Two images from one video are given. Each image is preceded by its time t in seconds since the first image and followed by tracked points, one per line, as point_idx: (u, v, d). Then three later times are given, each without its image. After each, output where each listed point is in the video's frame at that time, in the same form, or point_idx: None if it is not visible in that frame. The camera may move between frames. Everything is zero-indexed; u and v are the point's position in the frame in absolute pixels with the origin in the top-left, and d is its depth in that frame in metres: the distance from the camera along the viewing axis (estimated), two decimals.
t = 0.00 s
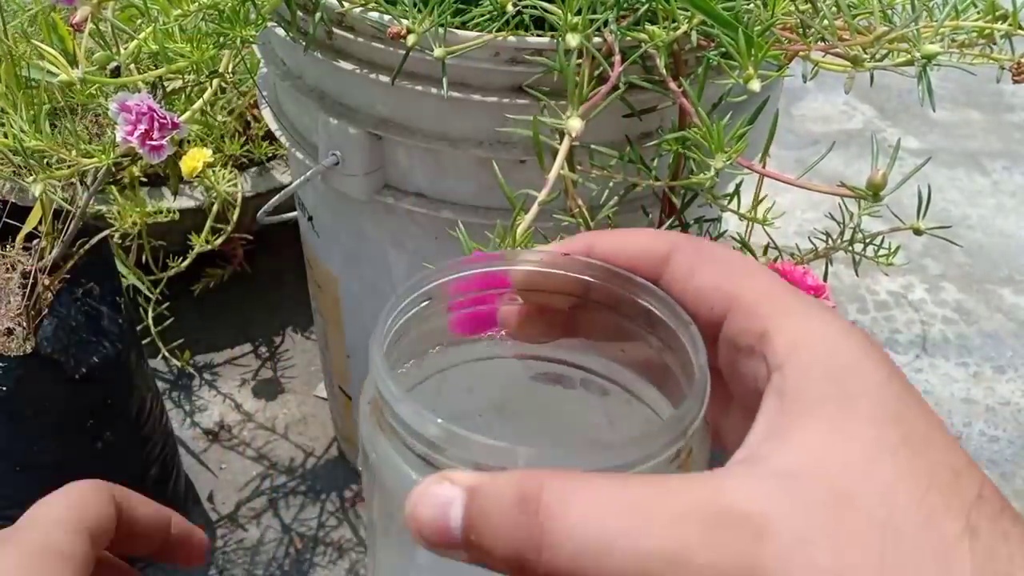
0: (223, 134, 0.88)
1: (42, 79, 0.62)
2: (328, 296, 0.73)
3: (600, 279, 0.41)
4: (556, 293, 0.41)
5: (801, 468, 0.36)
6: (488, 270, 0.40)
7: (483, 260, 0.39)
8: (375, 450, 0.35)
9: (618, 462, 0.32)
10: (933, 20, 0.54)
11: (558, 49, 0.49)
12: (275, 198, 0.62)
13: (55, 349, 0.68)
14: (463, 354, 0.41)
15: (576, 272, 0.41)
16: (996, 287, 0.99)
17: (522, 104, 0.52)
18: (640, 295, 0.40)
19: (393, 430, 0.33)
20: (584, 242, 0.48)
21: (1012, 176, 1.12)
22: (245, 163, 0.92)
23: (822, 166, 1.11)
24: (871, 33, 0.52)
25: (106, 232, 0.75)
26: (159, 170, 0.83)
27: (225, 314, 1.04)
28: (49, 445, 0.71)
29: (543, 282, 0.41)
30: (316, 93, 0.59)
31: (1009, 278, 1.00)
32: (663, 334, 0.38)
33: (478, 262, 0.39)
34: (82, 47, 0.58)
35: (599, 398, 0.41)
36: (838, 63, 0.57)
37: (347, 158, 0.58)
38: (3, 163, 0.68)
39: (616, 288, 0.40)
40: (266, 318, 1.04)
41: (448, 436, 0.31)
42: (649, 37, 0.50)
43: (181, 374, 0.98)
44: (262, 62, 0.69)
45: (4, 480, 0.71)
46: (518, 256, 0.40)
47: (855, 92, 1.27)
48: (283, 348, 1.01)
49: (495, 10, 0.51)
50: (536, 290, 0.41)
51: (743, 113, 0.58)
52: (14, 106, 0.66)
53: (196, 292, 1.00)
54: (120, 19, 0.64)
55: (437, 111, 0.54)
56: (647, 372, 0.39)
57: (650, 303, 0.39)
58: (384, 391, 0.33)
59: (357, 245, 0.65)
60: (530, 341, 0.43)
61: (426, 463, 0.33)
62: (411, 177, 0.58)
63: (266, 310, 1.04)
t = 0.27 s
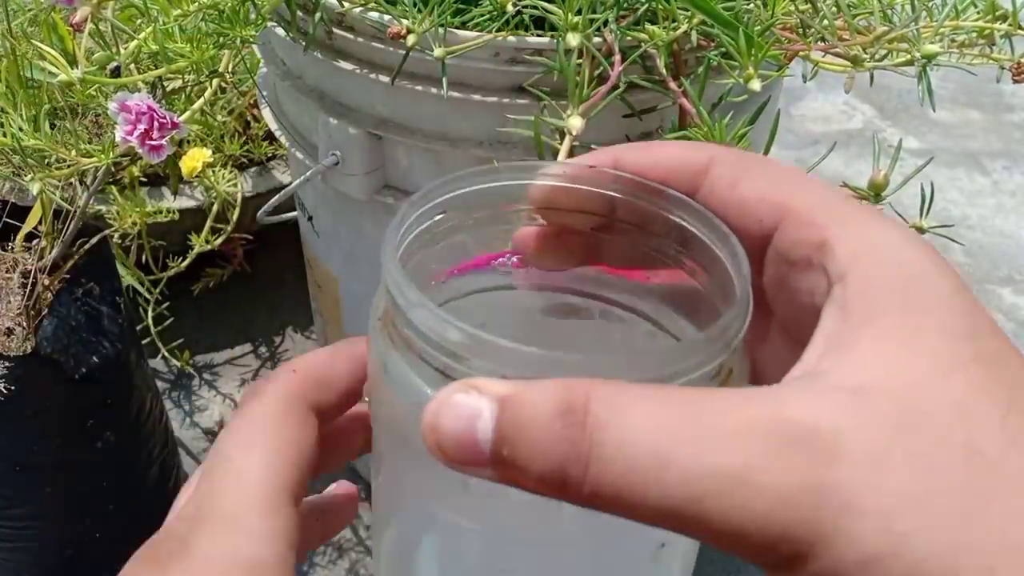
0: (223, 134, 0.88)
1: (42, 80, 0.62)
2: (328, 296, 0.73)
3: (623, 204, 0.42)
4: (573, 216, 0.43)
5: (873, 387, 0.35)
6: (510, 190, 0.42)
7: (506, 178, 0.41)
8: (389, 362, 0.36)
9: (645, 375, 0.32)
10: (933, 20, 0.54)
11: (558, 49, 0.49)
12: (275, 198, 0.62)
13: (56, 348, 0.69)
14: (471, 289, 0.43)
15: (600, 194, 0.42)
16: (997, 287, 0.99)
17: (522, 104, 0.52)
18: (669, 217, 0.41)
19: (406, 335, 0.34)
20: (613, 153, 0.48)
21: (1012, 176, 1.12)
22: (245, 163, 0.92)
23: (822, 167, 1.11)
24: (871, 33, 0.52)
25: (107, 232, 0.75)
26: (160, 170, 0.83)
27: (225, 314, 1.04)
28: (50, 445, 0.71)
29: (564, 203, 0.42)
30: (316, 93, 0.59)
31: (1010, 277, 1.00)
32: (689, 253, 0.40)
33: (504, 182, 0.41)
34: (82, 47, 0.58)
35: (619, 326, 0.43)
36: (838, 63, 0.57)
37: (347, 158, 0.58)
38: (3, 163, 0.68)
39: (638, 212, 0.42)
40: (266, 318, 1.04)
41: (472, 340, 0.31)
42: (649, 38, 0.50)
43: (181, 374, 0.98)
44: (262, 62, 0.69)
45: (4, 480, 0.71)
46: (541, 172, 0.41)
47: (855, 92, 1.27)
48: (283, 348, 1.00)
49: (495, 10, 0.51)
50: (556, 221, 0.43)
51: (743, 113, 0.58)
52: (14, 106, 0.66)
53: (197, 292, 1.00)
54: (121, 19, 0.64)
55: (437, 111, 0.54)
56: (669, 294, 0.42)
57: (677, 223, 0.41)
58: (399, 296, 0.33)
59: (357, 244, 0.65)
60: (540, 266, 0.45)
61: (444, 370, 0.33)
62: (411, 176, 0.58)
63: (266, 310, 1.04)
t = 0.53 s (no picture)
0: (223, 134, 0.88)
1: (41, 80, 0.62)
2: (327, 295, 0.73)
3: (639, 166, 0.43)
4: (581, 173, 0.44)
5: (926, 375, 0.35)
6: (517, 155, 0.42)
7: (513, 141, 0.41)
8: (398, 342, 0.35)
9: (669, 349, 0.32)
10: (933, 20, 0.54)
11: (558, 49, 0.49)
12: (275, 198, 0.62)
13: (55, 349, 0.68)
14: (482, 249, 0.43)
15: (613, 155, 0.43)
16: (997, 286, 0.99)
17: (522, 104, 0.52)
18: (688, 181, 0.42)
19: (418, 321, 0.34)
20: (628, 116, 0.48)
21: (1012, 176, 1.12)
22: (245, 163, 0.92)
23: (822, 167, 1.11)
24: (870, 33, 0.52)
25: (106, 232, 0.74)
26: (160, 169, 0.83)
27: (226, 313, 1.04)
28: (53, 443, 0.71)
29: (570, 166, 0.44)
30: (316, 92, 0.59)
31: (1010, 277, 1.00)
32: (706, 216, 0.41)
33: (510, 144, 0.41)
34: (82, 47, 0.58)
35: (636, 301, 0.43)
36: (838, 63, 0.57)
37: (346, 158, 0.58)
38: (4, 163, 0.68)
39: (652, 177, 0.43)
40: (266, 317, 1.04)
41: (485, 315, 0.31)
42: (649, 37, 0.50)
43: (182, 374, 0.98)
44: (262, 61, 0.69)
45: (4, 479, 0.71)
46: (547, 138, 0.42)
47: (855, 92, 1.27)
48: (284, 348, 1.00)
49: (495, 10, 0.51)
50: (567, 182, 0.44)
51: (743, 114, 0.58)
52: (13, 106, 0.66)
53: (196, 291, 1.00)
54: (121, 19, 0.64)
55: (437, 111, 0.54)
56: (690, 267, 0.43)
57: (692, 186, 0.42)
58: (406, 269, 0.32)
59: (357, 244, 0.65)
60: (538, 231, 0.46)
61: (455, 348, 0.33)
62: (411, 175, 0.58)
63: (266, 309, 1.04)
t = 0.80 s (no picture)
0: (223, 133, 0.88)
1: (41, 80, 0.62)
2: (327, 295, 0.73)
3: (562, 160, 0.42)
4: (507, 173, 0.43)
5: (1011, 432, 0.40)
6: (441, 162, 0.42)
7: (433, 150, 0.42)
8: (338, 368, 0.38)
9: (580, 343, 0.33)
10: (933, 20, 0.54)
11: (557, 50, 0.49)
12: (275, 198, 0.62)
13: (55, 349, 0.68)
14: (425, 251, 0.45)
15: (529, 151, 0.42)
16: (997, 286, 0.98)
17: (522, 104, 0.52)
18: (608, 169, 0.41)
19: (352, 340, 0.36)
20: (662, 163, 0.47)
21: (1012, 176, 1.12)
22: (245, 163, 0.92)
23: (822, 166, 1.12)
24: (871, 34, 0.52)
25: (107, 232, 0.75)
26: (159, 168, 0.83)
27: (226, 313, 1.04)
28: (53, 442, 0.71)
29: (497, 171, 0.43)
30: (316, 92, 0.59)
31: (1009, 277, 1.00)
32: (626, 204, 0.41)
33: (430, 153, 0.42)
34: (82, 47, 0.58)
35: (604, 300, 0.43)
36: (838, 63, 0.57)
37: (347, 158, 0.58)
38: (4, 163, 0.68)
39: (575, 170, 0.42)
40: (266, 316, 1.04)
41: (404, 333, 0.34)
42: (649, 37, 0.50)
43: (181, 373, 0.98)
44: (262, 61, 0.69)
45: (4, 478, 0.71)
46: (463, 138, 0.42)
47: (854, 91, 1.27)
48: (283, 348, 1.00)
49: (495, 10, 0.51)
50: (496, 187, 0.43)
51: (743, 114, 0.58)
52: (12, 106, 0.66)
53: (196, 291, 1.00)
54: (121, 19, 0.64)
55: (437, 111, 0.54)
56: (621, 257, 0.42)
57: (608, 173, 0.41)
58: (335, 299, 0.35)
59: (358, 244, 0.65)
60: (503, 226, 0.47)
61: (388, 364, 0.35)
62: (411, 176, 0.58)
63: (265, 308, 1.04)
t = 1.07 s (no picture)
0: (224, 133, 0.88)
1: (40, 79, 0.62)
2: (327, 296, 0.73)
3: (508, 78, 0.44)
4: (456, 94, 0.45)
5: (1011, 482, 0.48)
6: (393, 83, 0.45)
7: (388, 72, 0.45)
8: (290, 296, 0.39)
9: (523, 247, 0.35)
10: (935, 21, 0.53)
11: (558, 50, 0.49)
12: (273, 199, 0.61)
13: (54, 349, 0.69)
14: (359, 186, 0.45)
15: (472, 65, 0.44)
16: (999, 287, 0.98)
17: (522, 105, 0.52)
18: (559, 78, 0.43)
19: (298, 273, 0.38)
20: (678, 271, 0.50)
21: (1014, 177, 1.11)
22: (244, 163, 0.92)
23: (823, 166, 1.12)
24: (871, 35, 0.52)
25: (106, 232, 0.74)
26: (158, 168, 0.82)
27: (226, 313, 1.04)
28: (49, 441, 0.71)
29: (443, 90, 0.45)
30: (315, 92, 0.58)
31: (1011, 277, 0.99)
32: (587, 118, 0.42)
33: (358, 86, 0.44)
34: (81, 46, 0.58)
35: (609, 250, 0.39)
36: (839, 64, 0.57)
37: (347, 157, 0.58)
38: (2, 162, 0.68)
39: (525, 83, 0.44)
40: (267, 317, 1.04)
41: (342, 255, 0.35)
42: (649, 38, 0.50)
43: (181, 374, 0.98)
44: (263, 61, 0.69)
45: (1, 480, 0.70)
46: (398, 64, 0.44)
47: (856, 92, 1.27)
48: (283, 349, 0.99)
49: (495, 10, 0.51)
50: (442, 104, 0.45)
51: (746, 115, 0.58)
52: (11, 106, 0.66)
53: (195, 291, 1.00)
54: (120, 19, 0.64)
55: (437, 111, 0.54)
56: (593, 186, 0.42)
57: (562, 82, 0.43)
58: (272, 235, 0.37)
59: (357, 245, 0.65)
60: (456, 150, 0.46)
61: (336, 292, 0.37)
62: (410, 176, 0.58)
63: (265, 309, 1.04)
